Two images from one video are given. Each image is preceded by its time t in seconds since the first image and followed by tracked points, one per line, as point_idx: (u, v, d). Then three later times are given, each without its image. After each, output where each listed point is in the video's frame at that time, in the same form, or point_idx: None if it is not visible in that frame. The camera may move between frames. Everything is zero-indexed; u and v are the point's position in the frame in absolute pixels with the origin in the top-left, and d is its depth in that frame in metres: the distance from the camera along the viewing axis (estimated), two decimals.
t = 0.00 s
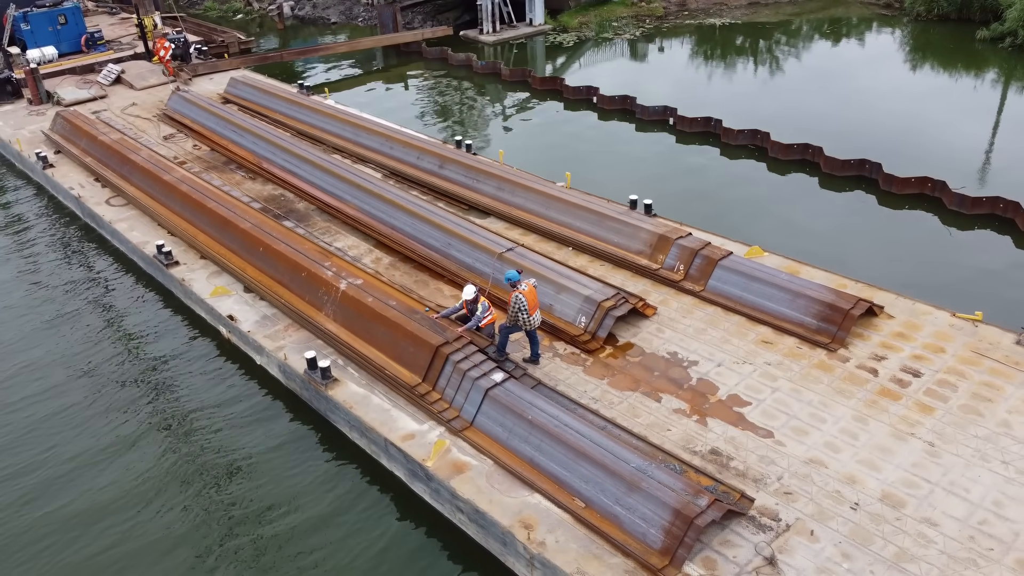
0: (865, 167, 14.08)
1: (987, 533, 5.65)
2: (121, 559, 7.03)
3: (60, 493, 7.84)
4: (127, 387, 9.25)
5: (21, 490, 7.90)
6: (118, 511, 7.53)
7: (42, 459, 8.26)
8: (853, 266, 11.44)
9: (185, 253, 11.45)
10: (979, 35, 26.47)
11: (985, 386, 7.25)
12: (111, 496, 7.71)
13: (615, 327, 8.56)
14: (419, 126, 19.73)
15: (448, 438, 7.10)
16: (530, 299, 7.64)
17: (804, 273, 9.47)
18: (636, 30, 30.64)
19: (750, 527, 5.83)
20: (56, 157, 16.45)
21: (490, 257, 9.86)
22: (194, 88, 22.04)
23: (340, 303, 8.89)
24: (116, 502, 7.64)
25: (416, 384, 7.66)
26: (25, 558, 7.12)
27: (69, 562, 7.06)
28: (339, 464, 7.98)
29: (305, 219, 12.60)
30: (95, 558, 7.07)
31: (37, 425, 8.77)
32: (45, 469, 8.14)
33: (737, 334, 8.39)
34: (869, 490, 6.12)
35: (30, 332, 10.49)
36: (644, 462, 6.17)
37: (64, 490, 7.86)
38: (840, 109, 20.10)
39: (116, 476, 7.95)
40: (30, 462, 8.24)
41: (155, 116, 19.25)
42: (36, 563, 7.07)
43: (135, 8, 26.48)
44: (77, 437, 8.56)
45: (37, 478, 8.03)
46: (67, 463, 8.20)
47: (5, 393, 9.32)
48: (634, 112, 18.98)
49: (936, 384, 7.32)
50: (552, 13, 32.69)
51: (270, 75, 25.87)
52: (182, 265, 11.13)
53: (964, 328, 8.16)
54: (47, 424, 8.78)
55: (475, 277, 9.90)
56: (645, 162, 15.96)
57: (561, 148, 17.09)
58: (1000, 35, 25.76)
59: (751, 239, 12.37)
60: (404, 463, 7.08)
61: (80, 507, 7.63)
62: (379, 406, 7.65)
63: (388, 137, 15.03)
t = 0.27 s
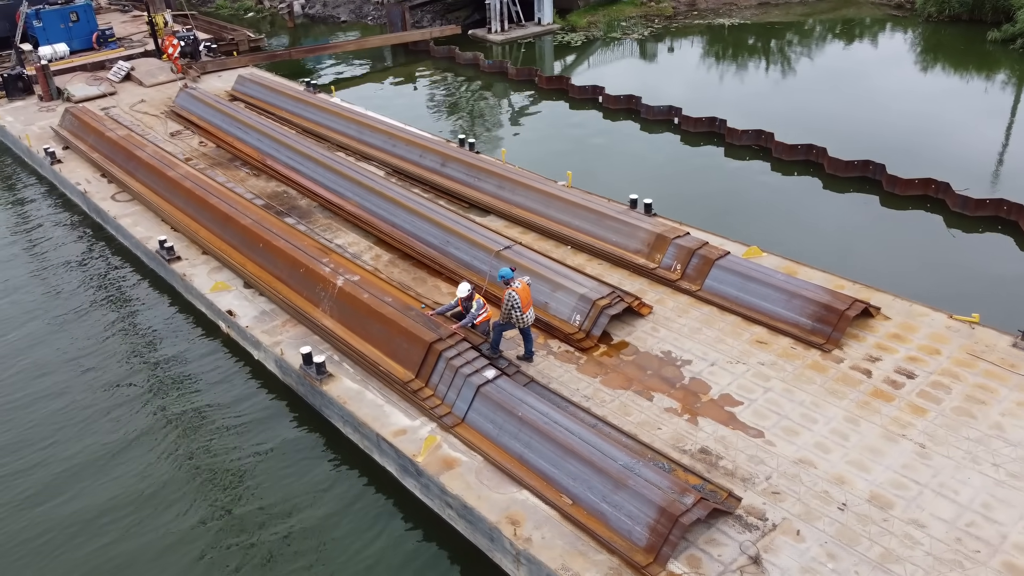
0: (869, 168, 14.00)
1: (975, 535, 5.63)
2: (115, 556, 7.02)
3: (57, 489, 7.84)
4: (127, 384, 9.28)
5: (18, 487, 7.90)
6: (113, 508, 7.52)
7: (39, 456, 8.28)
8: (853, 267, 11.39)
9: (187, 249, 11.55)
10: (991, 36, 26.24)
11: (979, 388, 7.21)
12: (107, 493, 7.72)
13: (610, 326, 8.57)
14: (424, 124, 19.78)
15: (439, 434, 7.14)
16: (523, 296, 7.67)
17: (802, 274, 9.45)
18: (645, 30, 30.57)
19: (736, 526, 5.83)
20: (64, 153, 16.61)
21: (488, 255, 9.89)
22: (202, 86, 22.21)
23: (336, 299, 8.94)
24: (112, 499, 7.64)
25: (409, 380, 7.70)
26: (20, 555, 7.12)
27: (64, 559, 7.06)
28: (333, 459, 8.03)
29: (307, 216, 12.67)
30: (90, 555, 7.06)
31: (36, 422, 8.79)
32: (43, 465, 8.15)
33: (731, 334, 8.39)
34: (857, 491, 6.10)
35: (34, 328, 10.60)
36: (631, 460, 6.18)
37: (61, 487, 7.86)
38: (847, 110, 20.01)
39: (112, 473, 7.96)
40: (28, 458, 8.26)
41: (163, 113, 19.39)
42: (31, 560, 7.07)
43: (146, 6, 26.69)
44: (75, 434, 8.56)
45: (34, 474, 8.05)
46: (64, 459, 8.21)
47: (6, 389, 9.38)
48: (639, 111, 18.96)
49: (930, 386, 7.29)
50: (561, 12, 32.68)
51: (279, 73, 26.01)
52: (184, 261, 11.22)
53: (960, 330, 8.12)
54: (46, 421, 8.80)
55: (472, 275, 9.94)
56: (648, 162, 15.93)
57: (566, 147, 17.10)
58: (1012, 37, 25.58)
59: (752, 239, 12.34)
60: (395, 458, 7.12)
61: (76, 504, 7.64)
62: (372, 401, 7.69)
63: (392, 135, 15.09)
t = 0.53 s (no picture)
0: (870, 169, 13.95)
1: (959, 536, 5.61)
2: (108, 555, 7.05)
3: (54, 488, 7.88)
4: (125, 383, 9.32)
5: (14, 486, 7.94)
6: (108, 508, 7.56)
7: (36, 454, 8.33)
8: (851, 268, 11.36)
9: (186, 245, 11.61)
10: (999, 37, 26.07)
11: (970, 390, 7.18)
12: (102, 492, 7.76)
13: (602, 325, 8.58)
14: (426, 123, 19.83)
15: (428, 431, 7.17)
16: (515, 294, 7.68)
17: (797, 274, 9.45)
18: (650, 30, 30.52)
19: (720, 525, 5.83)
20: (68, 150, 16.73)
21: (483, 253, 9.91)
22: (208, 84, 22.33)
23: (331, 295, 8.98)
24: (107, 498, 7.68)
25: (400, 377, 7.73)
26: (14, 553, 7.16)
27: (58, 558, 7.09)
28: (326, 455, 8.08)
29: (306, 213, 12.73)
30: (83, 554, 7.10)
31: (33, 421, 8.84)
32: (39, 464, 8.20)
33: (724, 334, 8.38)
34: (843, 491, 6.08)
35: (35, 324, 10.69)
36: (617, 458, 6.19)
37: (56, 486, 7.90)
38: (851, 112, 19.94)
39: (108, 472, 8.00)
40: (25, 457, 8.31)
41: (168, 111, 19.51)
42: (25, 558, 7.10)
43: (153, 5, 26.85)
44: (72, 434, 8.61)
45: (30, 473, 8.10)
46: (61, 458, 8.25)
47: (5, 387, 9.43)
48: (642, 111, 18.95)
49: (921, 387, 7.26)
50: (567, 12, 32.67)
51: (284, 71, 26.11)
52: (183, 257, 11.29)
53: (954, 331, 8.09)
54: (44, 420, 8.85)
55: (468, 272, 9.95)
56: (649, 162, 15.91)
57: (567, 147, 17.08)
58: (1020, 38, 25.45)
59: (750, 239, 12.33)
60: (385, 454, 7.16)
61: (71, 503, 7.68)
62: (364, 397, 7.73)
63: (393, 133, 15.15)
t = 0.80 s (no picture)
0: (869, 172, 13.92)
1: (942, 540, 5.60)
2: (103, 555, 7.03)
3: (50, 488, 7.87)
4: (119, 383, 9.33)
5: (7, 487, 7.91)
6: (100, 507, 7.55)
7: (29, 455, 8.31)
8: (844, 269, 11.35)
9: (184, 245, 11.68)
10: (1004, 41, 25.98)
11: (960, 394, 7.15)
12: (95, 492, 7.75)
13: (593, 326, 8.60)
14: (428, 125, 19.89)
15: (417, 430, 7.19)
16: (504, 295, 7.71)
17: (790, 277, 9.44)
18: (654, 33, 30.52)
19: (703, 526, 5.83)
20: (71, 150, 16.84)
21: (477, 254, 9.94)
22: (211, 85, 22.45)
23: (324, 295, 9.03)
24: (99, 498, 7.67)
25: (390, 376, 7.76)
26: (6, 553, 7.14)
27: (50, 558, 7.07)
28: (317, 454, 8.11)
29: (304, 214, 12.80)
30: (75, 554, 7.08)
31: (28, 421, 8.84)
32: (33, 464, 8.19)
33: (714, 336, 8.38)
34: (827, 494, 6.07)
35: (33, 323, 10.75)
36: (602, 459, 6.20)
37: (49, 486, 7.88)
38: (852, 115, 19.91)
39: (101, 472, 7.99)
40: (18, 457, 8.29)
41: (171, 111, 19.62)
42: (16, 559, 7.08)
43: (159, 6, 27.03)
44: (68, 433, 8.61)
45: (23, 473, 8.07)
46: (54, 458, 8.24)
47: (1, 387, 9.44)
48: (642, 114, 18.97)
49: (909, 391, 7.24)
50: (571, 15, 32.71)
51: (288, 73, 26.23)
52: (180, 256, 11.36)
53: (945, 335, 8.07)
54: (38, 420, 8.84)
55: (461, 273, 9.99)
56: (649, 164, 15.91)
57: (567, 149, 17.11)
58: None
59: (745, 242, 12.30)
60: (373, 453, 7.18)
61: (64, 503, 7.66)
62: (354, 396, 7.77)
63: (392, 134, 15.21)
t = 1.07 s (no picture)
0: (866, 178, 13.89)
1: (924, 546, 5.58)
2: (98, 560, 7.05)
3: (45, 491, 7.89)
4: (113, 386, 9.36)
5: None
6: (91, 513, 7.57)
7: (21, 458, 8.33)
8: (837, 275, 11.34)
9: (180, 246, 11.74)
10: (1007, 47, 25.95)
11: (947, 400, 7.11)
12: (87, 497, 7.77)
13: (583, 330, 8.60)
14: (429, 129, 19.95)
15: (404, 432, 7.21)
16: (493, 298, 7.73)
17: (782, 282, 9.42)
18: (656, 39, 30.54)
19: (685, 530, 5.83)
20: (73, 152, 16.96)
21: (469, 258, 9.97)
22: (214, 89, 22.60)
23: (316, 297, 9.06)
24: (91, 504, 7.69)
25: (379, 379, 7.78)
26: None
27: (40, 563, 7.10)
28: (307, 457, 8.13)
29: (301, 216, 12.86)
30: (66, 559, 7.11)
31: (20, 424, 8.85)
32: (24, 468, 8.20)
33: (704, 340, 8.38)
34: (811, 499, 6.06)
35: (30, 324, 10.81)
36: (585, 462, 6.20)
37: (40, 490, 7.91)
38: (852, 121, 19.88)
39: (92, 477, 8.02)
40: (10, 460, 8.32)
41: (173, 114, 19.74)
42: (6, 563, 7.09)
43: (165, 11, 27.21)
44: (64, 436, 8.63)
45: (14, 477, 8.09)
46: (46, 462, 8.26)
47: None
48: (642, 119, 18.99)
49: (898, 397, 7.21)
50: (575, 20, 32.77)
51: (291, 77, 26.34)
52: (177, 258, 11.41)
53: (936, 342, 8.04)
54: (32, 423, 8.87)
55: (454, 277, 10.02)
56: (647, 169, 15.91)
57: (566, 153, 17.12)
58: None
59: (740, 247, 12.27)
60: (360, 455, 7.20)
61: (55, 508, 7.68)
62: (342, 398, 7.79)
63: (390, 138, 15.29)
